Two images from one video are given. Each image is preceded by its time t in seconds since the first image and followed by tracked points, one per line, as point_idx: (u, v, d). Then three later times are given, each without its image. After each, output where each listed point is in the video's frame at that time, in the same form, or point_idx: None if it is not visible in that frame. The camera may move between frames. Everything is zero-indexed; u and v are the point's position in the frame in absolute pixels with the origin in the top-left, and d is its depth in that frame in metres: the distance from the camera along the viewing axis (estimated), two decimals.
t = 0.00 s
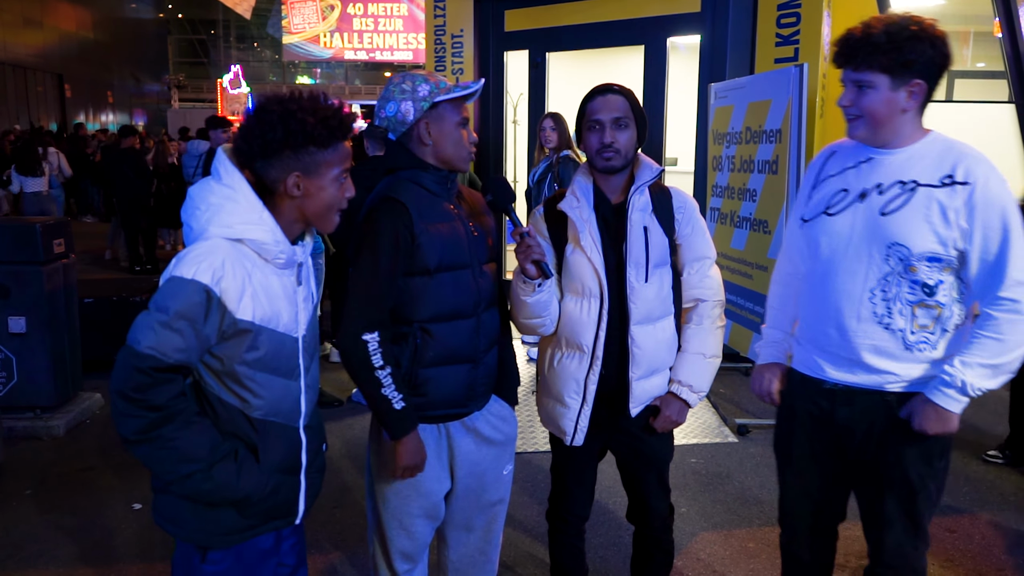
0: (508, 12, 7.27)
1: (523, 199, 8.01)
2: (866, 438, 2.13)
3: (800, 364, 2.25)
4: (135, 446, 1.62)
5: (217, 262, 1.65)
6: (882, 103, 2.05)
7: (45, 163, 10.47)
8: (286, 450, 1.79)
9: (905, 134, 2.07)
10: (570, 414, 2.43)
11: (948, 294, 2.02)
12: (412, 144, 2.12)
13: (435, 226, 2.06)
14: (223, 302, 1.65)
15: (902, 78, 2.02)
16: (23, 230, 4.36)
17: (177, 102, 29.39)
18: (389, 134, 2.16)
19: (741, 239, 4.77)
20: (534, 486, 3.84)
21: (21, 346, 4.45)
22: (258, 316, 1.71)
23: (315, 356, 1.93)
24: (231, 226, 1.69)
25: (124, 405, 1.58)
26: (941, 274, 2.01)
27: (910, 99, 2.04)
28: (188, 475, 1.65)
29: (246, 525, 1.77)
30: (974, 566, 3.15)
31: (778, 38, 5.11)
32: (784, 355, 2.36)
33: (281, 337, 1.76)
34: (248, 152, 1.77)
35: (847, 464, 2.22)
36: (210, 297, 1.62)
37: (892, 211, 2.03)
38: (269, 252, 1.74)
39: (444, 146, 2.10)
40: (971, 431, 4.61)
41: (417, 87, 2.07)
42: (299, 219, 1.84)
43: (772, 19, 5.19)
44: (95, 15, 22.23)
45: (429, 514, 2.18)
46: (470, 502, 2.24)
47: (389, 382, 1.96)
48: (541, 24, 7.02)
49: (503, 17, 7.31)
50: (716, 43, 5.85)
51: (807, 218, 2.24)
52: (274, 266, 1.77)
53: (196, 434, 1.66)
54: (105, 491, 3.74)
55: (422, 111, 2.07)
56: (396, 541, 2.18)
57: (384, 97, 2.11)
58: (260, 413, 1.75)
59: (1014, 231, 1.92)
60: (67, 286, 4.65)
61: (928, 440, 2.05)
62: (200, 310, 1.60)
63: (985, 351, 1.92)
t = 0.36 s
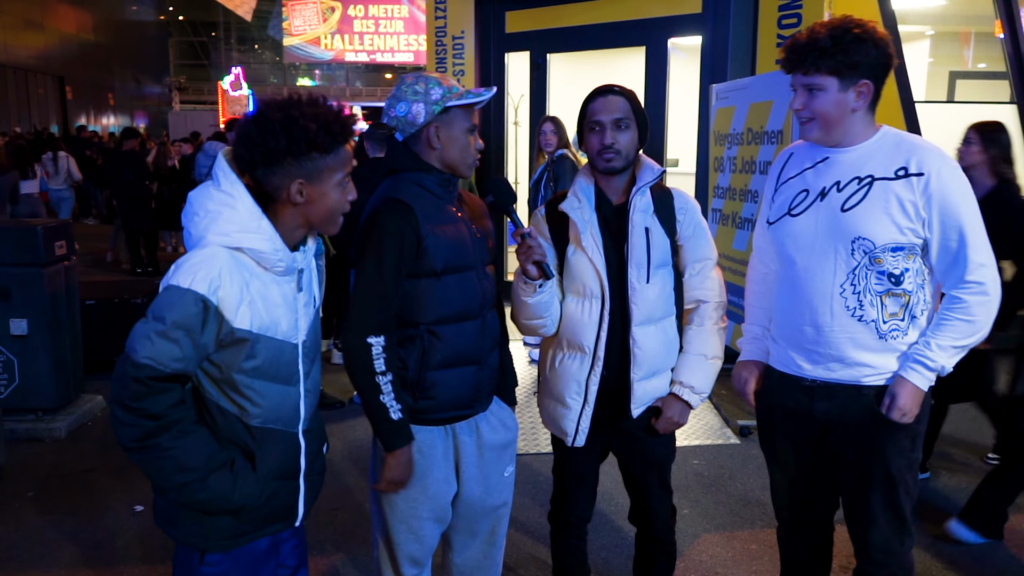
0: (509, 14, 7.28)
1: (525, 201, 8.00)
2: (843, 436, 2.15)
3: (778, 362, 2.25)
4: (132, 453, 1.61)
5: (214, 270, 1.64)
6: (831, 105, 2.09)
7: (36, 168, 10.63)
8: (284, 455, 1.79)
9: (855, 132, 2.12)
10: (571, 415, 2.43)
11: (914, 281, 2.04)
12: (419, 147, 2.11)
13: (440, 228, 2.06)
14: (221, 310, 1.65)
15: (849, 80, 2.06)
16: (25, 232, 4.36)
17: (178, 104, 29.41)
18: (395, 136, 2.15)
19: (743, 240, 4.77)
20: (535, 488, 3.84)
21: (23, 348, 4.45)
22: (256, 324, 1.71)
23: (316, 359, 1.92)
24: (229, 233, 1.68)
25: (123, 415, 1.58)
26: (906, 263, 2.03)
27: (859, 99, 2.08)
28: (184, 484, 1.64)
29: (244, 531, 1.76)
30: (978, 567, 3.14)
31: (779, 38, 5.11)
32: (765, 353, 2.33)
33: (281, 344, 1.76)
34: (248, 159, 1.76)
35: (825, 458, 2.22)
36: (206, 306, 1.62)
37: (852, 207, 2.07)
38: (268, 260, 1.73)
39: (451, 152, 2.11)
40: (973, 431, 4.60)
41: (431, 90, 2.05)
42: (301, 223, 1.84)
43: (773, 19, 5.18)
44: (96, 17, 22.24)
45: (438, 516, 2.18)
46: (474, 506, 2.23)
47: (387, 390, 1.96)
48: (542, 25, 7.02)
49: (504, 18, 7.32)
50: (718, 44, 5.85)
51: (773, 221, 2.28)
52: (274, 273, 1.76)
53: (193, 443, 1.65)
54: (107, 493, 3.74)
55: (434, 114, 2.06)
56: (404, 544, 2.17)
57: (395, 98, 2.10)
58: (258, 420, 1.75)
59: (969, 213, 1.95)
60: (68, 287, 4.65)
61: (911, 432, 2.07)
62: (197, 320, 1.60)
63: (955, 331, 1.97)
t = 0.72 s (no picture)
0: (511, 12, 7.28)
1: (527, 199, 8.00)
2: (843, 433, 2.16)
3: (776, 360, 2.26)
4: (145, 455, 1.62)
5: (219, 269, 1.65)
6: (822, 105, 2.09)
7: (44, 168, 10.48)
8: (293, 451, 1.80)
9: (847, 133, 2.12)
10: (573, 413, 2.43)
11: (910, 279, 2.05)
12: (421, 145, 2.11)
13: (442, 230, 2.05)
14: (229, 308, 1.66)
15: (838, 80, 2.07)
16: (27, 231, 4.37)
17: (180, 102, 29.40)
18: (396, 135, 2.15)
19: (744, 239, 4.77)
20: (537, 486, 3.85)
21: (25, 346, 4.46)
22: (262, 321, 1.72)
23: (318, 356, 1.93)
24: (234, 232, 1.68)
25: (134, 416, 1.58)
26: (901, 262, 2.03)
27: (849, 100, 2.09)
28: (198, 483, 1.66)
29: (257, 527, 1.77)
30: (978, 566, 3.14)
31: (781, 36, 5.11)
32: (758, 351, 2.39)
33: (286, 340, 1.77)
34: (251, 156, 1.77)
35: (825, 456, 2.23)
36: (214, 304, 1.63)
37: (847, 206, 2.07)
38: (272, 257, 1.74)
39: (453, 150, 2.12)
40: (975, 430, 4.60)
41: (433, 88, 2.06)
42: (302, 220, 1.85)
43: (774, 17, 5.18)
44: (98, 15, 22.27)
45: (438, 516, 2.19)
46: (476, 505, 2.24)
47: (427, 389, 1.99)
48: (544, 24, 7.02)
49: (506, 17, 7.32)
50: (720, 42, 5.84)
51: (766, 222, 2.28)
52: (276, 270, 1.77)
53: (205, 442, 1.66)
54: (109, 490, 3.75)
55: (437, 112, 2.07)
56: (407, 546, 2.17)
57: (396, 97, 2.10)
58: (267, 417, 1.75)
59: (961, 210, 1.96)
60: (71, 285, 4.66)
61: (908, 431, 2.08)
62: (206, 318, 1.61)
63: (954, 335, 1.96)
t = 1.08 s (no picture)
0: (513, 18, 7.29)
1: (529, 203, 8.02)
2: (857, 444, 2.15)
3: (792, 369, 2.26)
4: (161, 463, 1.61)
5: (225, 270, 1.65)
6: (861, 104, 2.06)
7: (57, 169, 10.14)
8: (305, 451, 1.81)
9: (885, 135, 2.08)
10: (575, 418, 2.43)
11: (934, 289, 2.02)
12: (419, 153, 2.11)
13: (442, 237, 2.05)
14: (238, 309, 1.66)
15: (879, 79, 2.03)
16: (31, 237, 4.38)
17: (183, 108, 29.48)
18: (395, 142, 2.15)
19: (747, 244, 4.77)
20: (539, 491, 3.85)
21: (28, 352, 4.46)
22: (270, 320, 1.72)
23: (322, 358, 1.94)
24: (238, 233, 1.69)
25: (152, 422, 1.57)
26: (927, 270, 2.01)
27: (889, 101, 2.05)
28: (219, 486, 1.66)
29: (275, 530, 1.78)
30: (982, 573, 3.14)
31: (783, 42, 5.12)
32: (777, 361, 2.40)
33: (292, 341, 1.77)
34: (247, 156, 1.78)
35: (840, 466, 2.21)
36: (225, 304, 1.63)
37: (877, 209, 2.05)
38: (276, 257, 1.75)
39: (452, 156, 2.12)
40: (977, 437, 4.59)
41: (432, 94, 2.07)
42: (298, 223, 1.85)
43: (776, 22, 5.17)
44: (102, 21, 22.36)
45: (442, 524, 2.17)
46: (478, 510, 2.24)
47: (411, 406, 1.98)
48: (546, 29, 7.03)
49: (508, 22, 7.34)
50: (722, 47, 5.84)
51: (793, 222, 2.27)
52: (280, 270, 1.78)
53: (223, 446, 1.66)
54: (111, 496, 3.75)
55: (436, 118, 2.07)
56: (411, 554, 2.17)
57: (395, 103, 2.09)
58: (277, 417, 1.76)
59: (994, 224, 1.92)
60: (73, 291, 4.66)
61: (934, 445, 2.05)
62: (218, 319, 1.61)
63: (972, 352, 1.92)
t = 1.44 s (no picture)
0: (513, 20, 7.29)
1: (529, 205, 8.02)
2: (882, 450, 2.15)
3: (822, 373, 2.26)
4: (161, 466, 1.61)
5: (217, 269, 1.65)
6: (912, 103, 2.04)
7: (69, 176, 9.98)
8: (305, 451, 1.81)
9: (935, 136, 2.06)
10: (575, 420, 2.42)
11: (971, 301, 2.00)
12: (416, 155, 2.11)
13: (437, 240, 2.04)
14: (231, 307, 1.66)
15: (934, 79, 2.02)
16: (30, 239, 4.38)
17: (182, 110, 29.49)
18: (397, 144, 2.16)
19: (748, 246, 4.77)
20: (539, 493, 3.85)
21: (28, 354, 4.46)
22: (265, 318, 1.72)
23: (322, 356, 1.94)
24: (229, 232, 1.69)
25: (148, 424, 1.57)
26: (964, 281, 1.99)
27: (942, 102, 2.03)
28: (216, 490, 1.65)
29: (277, 532, 1.78)
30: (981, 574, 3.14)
31: (782, 44, 5.13)
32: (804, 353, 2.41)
33: (290, 338, 1.77)
34: (227, 157, 1.78)
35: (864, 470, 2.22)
36: (217, 303, 1.63)
37: (917, 214, 2.03)
38: (269, 255, 1.74)
39: (449, 159, 2.11)
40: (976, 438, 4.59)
41: (429, 97, 2.06)
42: (288, 217, 1.85)
43: (775, 24, 5.16)
44: (103, 24, 22.39)
45: (441, 526, 2.18)
46: (478, 512, 2.23)
47: (397, 408, 1.97)
48: (546, 31, 7.03)
49: (508, 24, 7.34)
50: (721, 49, 5.84)
51: (833, 223, 2.26)
52: (275, 268, 1.77)
53: (220, 449, 1.66)
54: (111, 498, 3.75)
55: (431, 121, 2.06)
56: (409, 556, 2.17)
57: (394, 104, 2.10)
58: (275, 417, 1.75)
59: None
60: (73, 293, 4.66)
61: (956, 458, 2.03)
62: (210, 318, 1.61)
63: (1004, 370, 1.92)
